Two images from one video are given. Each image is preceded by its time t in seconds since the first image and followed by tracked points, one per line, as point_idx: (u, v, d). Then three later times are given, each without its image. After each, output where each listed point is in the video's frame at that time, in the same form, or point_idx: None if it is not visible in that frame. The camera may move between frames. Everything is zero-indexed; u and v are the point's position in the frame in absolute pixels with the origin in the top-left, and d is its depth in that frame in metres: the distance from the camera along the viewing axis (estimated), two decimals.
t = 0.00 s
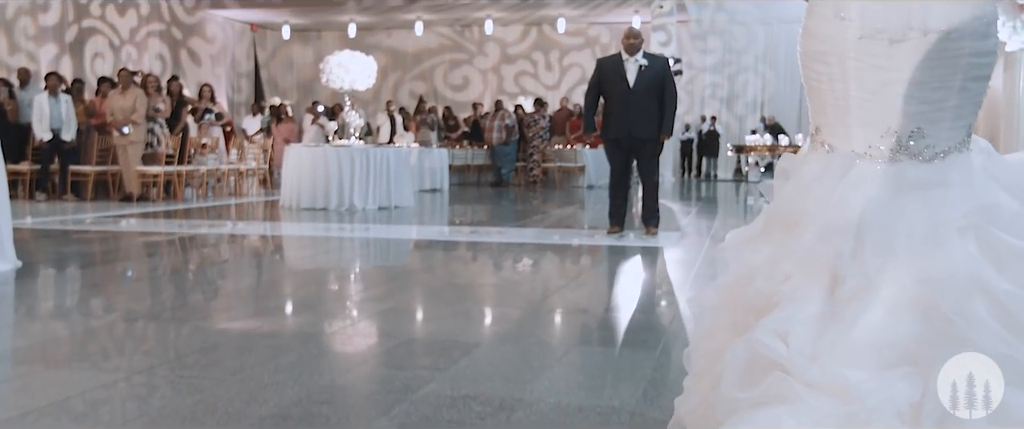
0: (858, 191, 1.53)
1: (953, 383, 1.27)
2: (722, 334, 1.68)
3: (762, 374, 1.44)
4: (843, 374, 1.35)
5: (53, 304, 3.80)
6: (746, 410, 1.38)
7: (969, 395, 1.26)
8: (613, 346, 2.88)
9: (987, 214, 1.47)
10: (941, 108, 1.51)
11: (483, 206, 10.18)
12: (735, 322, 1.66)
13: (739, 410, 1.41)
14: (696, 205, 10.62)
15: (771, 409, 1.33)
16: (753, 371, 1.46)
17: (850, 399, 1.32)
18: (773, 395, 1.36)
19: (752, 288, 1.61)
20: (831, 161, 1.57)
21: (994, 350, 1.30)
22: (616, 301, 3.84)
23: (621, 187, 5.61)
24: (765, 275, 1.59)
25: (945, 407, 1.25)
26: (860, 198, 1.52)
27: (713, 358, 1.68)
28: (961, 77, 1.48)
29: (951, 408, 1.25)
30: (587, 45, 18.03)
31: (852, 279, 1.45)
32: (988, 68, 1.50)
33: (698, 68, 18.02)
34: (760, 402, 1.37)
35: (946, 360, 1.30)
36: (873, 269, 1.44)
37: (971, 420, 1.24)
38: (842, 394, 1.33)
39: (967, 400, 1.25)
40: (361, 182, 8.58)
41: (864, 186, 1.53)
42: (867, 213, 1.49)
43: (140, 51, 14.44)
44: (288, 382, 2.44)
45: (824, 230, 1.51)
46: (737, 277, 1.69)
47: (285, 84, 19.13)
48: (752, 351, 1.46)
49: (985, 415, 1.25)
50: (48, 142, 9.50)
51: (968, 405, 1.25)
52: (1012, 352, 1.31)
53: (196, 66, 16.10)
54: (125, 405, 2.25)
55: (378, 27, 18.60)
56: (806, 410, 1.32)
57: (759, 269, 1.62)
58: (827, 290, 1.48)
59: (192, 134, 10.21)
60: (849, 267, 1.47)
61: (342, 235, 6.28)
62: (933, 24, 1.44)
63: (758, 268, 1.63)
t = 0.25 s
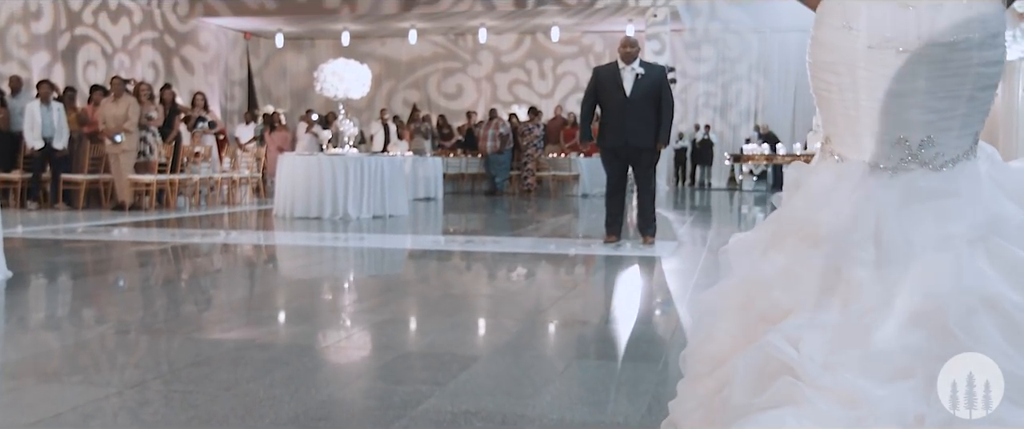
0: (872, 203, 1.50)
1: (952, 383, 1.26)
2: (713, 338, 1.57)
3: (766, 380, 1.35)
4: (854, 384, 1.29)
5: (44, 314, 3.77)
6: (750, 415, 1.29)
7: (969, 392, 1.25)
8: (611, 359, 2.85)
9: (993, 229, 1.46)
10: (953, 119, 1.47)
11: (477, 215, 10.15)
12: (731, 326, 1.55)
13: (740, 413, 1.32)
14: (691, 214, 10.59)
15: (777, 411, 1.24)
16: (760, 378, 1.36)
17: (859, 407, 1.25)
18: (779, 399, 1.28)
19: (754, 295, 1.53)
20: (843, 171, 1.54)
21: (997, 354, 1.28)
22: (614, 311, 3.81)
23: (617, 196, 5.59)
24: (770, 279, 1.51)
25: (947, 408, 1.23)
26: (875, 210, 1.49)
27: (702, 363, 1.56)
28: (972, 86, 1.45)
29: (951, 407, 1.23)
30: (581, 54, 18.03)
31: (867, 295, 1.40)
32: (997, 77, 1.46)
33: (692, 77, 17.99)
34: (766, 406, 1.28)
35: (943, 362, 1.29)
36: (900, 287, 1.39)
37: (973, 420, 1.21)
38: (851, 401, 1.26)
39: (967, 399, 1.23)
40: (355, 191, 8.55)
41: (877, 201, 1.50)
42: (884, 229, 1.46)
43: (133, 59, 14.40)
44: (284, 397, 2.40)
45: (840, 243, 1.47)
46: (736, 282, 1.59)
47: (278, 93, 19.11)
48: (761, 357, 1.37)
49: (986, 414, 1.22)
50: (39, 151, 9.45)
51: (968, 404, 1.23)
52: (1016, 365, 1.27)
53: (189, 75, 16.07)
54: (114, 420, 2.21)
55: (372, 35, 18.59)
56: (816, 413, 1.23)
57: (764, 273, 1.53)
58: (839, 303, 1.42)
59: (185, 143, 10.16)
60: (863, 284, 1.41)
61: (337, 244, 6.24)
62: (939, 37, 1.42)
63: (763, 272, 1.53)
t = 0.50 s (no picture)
0: (887, 214, 1.46)
1: (952, 382, 1.26)
2: (718, 345, 1.53)
3: (773, 393, 1.31)
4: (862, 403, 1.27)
5: (34, 325, 3.73)
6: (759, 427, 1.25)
7: (971, 392, 1.26)
8: (609, 373, 2.82)
9: (1004, 247, 1.44)
10: (963, 129, 1.45)
11: (470, 224, 10.10)
12: (736, 333, 1.51)
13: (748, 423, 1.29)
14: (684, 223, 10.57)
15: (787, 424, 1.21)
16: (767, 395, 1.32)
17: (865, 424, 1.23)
18: (786, 414, 1.25)
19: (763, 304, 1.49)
20: (847, 192, 1.50)
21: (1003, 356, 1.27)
22: (612, 323, 3.76)
23: (612, 205, 5.56)
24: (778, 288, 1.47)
25: (943, 405, 1.24)
26: (890, 224, 1.45)
27: (704, 370, 1.52)
28: (981, 99, 1.43)
29: (949, 407, 1.24)
30: (574, 63, 18.02)
31: (881, 308, 1.36)
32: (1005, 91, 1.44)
33: (684, 86, 17.85)
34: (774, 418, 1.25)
35: (941, 361, 1.29)
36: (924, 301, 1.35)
37: (974, 419, 1.23)
38: (857, 419, 1.24)
39: (965, 399, 1.24)
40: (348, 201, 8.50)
41: (890, 215, 1.46)
42: (900, 242, 1.42)
43: (124, 68, 14.35)
44: (279, 412, 2.36)
45: (855, 255, 1.43)
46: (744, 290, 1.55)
47: (270, 101, 19.06)
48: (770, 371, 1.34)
49: (987, 414, 1.23)
50: (29, 160, 9.39)
51: (967, 404, 1.24)
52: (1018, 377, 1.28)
53: (181, 83, 16.02)
54: None
55: (364, 44, 18.57)
56: None
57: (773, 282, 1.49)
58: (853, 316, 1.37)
59: (177, 151, 10.10)
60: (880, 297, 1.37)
61: (330, 254, 6.19)
62: (949, 47, 1.39)
63: (771, 281, 1.49)
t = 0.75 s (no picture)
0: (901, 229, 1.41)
1: (954, 381, 1.29)
2: (726, 355, 1.49)
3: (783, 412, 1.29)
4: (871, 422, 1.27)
5: (23, 336, 3.69)
6: None
7: (967, 389, 1.29)
8: (607, 386, 2.79)
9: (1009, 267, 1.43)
10: (969, 142, 1.43)
11: (463, 233, 10.07)
12: (744, 346, 1.48)
13: None
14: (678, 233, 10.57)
15: None
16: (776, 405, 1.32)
17: None
18: None
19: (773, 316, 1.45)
20: (861, 204, 1.43)
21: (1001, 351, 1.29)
22: (609, 333, 3.74)
23: (607, 216, 5.55)
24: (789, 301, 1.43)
25: (945, 405, 1.27)
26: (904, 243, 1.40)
27: (710, 384, 1.49)
28: (988, 114, 1.43)
29: (951, 407, 1.27)
30: (566, 72, 18.03)
31: (896, 323, 1.32)
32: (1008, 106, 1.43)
33: (676, 96, 18.01)
34: None
35: (938, 363, 1.30)
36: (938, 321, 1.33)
37: (971, 419, 1.26)
38: None
39: (967, 398, 1.27)
40: (341, 210, 8.47)
41: (906, 230, 1.40)
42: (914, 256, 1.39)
43: (115, 76, 14.29)
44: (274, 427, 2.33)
45: (867, 269, 1.39)
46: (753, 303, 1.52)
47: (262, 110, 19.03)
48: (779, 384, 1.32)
49: (986, 413, 1.26)
50: (19, 169, 9.33)
51: (968, 403, 1.27)
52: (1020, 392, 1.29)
53: (172, 92, 15.97)
54: None
55: (357, 53, 18.55)
56: None
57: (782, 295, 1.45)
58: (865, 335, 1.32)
59: (168, 160, 10.05)
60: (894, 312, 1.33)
61: (323, 264, 6.15)
62: (958, 64, 1.39)
63: (782, 294, 1.46)
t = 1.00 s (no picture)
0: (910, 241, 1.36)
1: (952, 383, 1.23)
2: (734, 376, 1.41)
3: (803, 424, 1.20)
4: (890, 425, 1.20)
5: (10, 346, 3.65)
6: None
7: (967, 392, 1.22)
8: (603, 400, 2.75)
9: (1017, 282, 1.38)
10: (974, 161, 1.38)
11: (457, 243, 10.03)
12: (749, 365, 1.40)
13: None
14: (672, 243, 10.55)
15: None
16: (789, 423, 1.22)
17: None
18: None
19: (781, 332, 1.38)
20: (870, 221, 1.39)
21: (1003, 355, 1.24)
22: (605, 345, 3.69)
23: (603, 228, 5.51)
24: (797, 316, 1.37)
25: (946, 407, 1.21)
26: (916, 257, 1.35)
27: (715, 403, 1.40)
28: (995, 133, 1.38)
29: (950, 408, 1.21)
30: (560, 81, 18.02)
31: (913, 331, 1.26)
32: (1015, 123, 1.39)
33: (670, 105, 17.97)
34: None
35: (941, 363, 1.24)
36: (948, 330, 1.28)
37: (970, 420, 1.20)
38: None
39: (968, 400, 1.21)
40: (334, 220, 8.42)
41: (915, 242, 1.36)
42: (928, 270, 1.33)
43: (108, 85, 14.24)
44: None
45: (879, 279, 1.33)
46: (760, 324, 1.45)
47: (255, 119, 18.99)
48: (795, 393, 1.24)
49: (985, 414, 1.21)
50: (9, 178, 9.26)
51: (968, 405, 1.21)
52: None
53: (165, 101, 15.92)
54: None
55: (350, 62, 18.51)
56: None
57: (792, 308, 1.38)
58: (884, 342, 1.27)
59: (161, 170, 10.02)
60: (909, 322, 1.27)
61: (316, 274, 6.11)
62: (968, 85, 1.35)
63: (790, 309, 1.39)
